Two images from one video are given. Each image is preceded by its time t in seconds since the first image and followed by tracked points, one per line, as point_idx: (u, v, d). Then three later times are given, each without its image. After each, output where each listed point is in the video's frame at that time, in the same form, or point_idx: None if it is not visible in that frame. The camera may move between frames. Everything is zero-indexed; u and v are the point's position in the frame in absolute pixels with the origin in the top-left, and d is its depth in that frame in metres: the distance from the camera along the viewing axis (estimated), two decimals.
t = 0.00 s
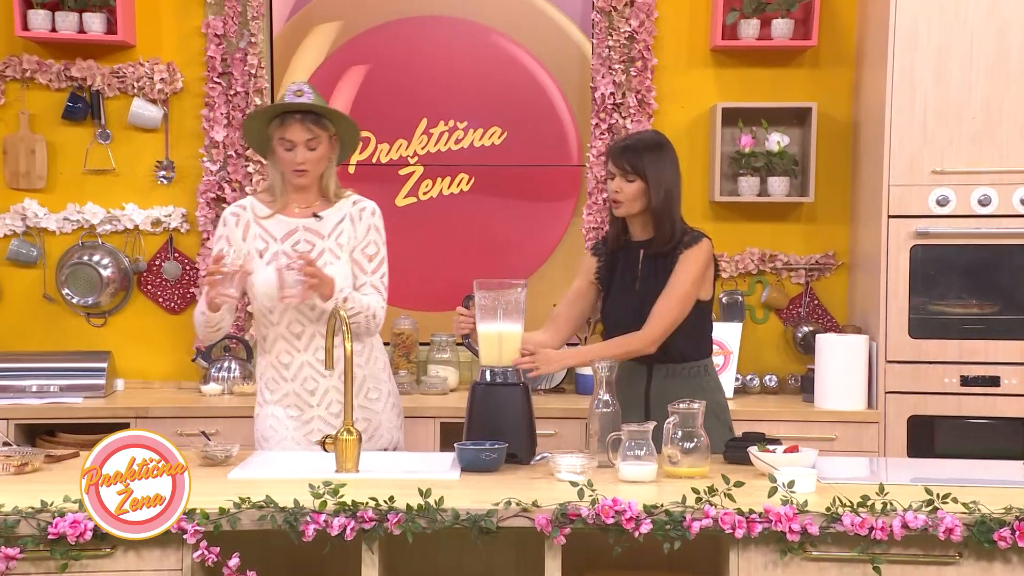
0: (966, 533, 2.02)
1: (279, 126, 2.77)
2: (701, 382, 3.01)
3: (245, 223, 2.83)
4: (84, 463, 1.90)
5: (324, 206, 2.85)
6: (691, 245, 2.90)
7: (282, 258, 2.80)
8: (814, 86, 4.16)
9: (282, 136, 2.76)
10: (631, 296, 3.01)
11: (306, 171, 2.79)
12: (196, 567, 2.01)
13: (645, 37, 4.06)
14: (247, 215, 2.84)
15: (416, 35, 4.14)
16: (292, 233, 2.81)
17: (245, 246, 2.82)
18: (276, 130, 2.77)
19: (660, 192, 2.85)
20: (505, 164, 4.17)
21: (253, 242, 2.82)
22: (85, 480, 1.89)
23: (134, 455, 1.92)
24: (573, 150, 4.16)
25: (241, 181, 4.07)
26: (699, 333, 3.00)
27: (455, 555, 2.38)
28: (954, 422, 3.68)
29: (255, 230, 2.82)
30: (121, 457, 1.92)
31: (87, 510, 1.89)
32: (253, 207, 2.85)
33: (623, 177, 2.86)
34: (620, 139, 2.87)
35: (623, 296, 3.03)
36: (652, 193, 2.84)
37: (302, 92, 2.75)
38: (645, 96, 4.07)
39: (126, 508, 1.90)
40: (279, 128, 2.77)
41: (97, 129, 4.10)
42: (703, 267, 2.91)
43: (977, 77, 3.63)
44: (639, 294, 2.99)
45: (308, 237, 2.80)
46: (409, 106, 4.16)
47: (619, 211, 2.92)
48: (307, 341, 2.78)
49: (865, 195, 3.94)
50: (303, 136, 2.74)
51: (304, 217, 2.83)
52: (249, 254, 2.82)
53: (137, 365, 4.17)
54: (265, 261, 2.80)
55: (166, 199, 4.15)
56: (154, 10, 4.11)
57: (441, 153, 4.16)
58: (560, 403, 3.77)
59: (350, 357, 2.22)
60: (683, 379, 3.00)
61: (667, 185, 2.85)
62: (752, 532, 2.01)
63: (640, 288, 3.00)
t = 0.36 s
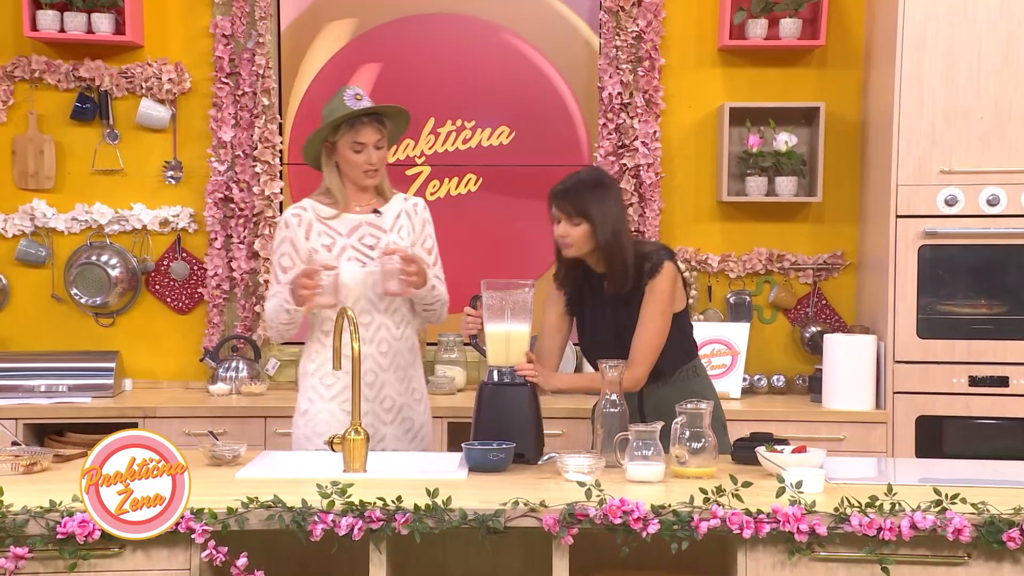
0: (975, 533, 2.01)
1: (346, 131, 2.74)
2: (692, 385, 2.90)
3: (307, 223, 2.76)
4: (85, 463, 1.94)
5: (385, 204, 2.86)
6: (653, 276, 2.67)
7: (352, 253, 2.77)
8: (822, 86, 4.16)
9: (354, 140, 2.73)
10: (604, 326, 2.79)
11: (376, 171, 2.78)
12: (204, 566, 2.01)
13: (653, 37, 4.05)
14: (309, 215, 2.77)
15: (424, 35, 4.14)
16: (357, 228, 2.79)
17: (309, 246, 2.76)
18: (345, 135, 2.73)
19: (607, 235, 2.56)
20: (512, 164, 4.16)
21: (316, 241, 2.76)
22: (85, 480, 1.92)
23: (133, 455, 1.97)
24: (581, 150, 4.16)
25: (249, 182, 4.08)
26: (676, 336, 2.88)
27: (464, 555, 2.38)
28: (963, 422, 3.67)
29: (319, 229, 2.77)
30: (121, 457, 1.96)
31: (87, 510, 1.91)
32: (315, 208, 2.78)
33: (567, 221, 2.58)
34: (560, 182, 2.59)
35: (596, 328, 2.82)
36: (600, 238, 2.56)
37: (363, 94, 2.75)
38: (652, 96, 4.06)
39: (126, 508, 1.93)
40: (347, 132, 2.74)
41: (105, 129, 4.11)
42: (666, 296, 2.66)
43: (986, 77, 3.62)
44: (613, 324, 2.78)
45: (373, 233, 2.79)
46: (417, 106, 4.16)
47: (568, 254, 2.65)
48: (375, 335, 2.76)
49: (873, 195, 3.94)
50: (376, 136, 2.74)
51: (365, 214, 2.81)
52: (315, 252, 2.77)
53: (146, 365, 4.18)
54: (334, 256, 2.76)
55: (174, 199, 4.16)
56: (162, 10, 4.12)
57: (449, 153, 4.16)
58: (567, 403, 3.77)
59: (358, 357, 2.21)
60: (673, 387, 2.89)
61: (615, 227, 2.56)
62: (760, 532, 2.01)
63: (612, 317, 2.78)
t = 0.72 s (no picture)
0: (978, 533, 2.01)
1: (382, 133, 2.74)
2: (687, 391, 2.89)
3: (353, 223, 2.79)
4: (85, 462, 1.93)
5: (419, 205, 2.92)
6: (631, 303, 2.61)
7: (397, 251, 2.83)
8: (824, 85, 4.16)
9: (390, 143, 2.73)
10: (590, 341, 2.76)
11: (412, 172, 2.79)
12: (206, 566, 2.01)
13: (655, 37, 4.05)
14: (353, 216, 2.80)
15: (425, 35, 4.14)
16: (399, 227, 2.84)
17: (355, 246, 2.79)
18: (381, 138, 2.74)
19: (578, 267, 2.50)
20: (514, 163, 4.16)
21: (363, 240, 2.80)
22: (85, 480, 1.91)
23: (135, 455, 1.95)
24: (583, 150, 4.16)
25: (251, 182, 4.08)
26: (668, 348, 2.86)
27: (466, 555, 2.38)
28: (965, 422, 3.67)
29: (364, 229, 2.81)
30: (121, 457, 1.94)
31: (87, 510, 1.91)
32: (358, 209, 2.81)
33: (541, 255, 2.54)
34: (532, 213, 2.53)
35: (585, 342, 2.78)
36: (568, 272, 2.50)
37: (400, 98, 2.73)
38: (654, 96, 4.06)
39: (126, 508, 1.92)
40: (383, 135, 2.74)
41: (107, 129, 4.11)
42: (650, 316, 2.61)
43: (988, 77, 3.62)
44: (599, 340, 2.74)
45: (414, 231, 2.86)
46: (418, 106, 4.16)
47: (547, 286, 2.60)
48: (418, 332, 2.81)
49: (875, 194, 3.94)
50: (412, 139, 2.74)
51: (404, 214, 2.87)
52: (360, 251, 2.80)
53: (148, 365, 4.18)
54: (380, 254, 2.80)
55: (177, 199, 4.16)
56: (165, 10, 4.12)
57: (450, 153, 4.16)
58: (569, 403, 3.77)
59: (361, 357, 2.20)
60: (668, 392, 2.88)
61: (583, 260, 2.50)
62: (762, 532, 2.01)
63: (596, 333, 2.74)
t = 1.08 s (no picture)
0: (978, 533, 2.01)
1: (397, 131, 2.75)
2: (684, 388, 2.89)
3: (362, 221, 2.80)
4: (85, 463, 1.92)
5: (430, 208, 2.91)
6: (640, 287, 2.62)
7: (403, 252, 2.82)
8: (824, 85, 4.16)
9: (404, 141, 2.74)
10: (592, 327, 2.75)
11: (426, 173, 2.78)
12: (206, 566, 2.01)
13: (655, 36, 4.05)
14: (363, 213, 2.80)
15: (425, 35, 4.14)
16: (408, 229, 2.84)
17: (362, 244, 2.80)
18: (396, 136, 2.75)
19: (592, 247, 2.51)
20: (513, 163, 4.17)
21: (371, 239, 2.80)
22: (85, 480, 1.91)
23: (133, 455, 1.94)
24: (583, 150, 4.16)
25: (251, 181, 4.08)
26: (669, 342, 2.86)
27: (465, 555, 2.38)
28: (965, 422, 3.67)
29: (373, 228, 2.81)
30: (121, 457, 1.94)
31: (87, 510, 1.91)
32: (369, 207, 2.82)
33: (555, 235, 2.55)
34: (549, 192, 2.56)
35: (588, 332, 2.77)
36: (581, 251, 2.51)
37: (417, 98, 2.76)
38: (654, 95, 4.06)
39: (126, 508, 1.92)
40: (398, 133, 2.75)
41: (107, 129, 4.11)
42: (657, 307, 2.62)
43: (988, 77, 3.62)
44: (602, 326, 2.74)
45: (423, 234, 2.86)
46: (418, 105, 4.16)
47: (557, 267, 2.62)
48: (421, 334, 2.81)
49: (875, 194, 3.94)
50: (426, 138, 2.75)
51: (414, 215, 2.87)
52: (367, 250, 2.81)
53: (148, 364, 4.18)
54: (386, 254, 2.80)
55: (176, 199, 4.16)
56: (164, 10, 4.12)
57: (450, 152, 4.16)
58: (568, 402, 3.77)
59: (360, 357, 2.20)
60: (666, 388, 2.88)
61: (597, 240, 2.51)
62: (761, 532, 2.01)
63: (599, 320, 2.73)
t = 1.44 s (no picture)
0: (976, 532, 2.01)
1: (420, 149, 2.65)
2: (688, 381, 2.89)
3: (373, 250, 2.72)
4: (85, 463, 1.95)
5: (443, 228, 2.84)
6: (656, 270, 2.65)
7: (410, 283, 2.77)
8: (822, 84, 4.16)
9: (428, 158, 2.64)
10: (598, 311, 2.78)
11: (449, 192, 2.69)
12: (205, 565, 2.01)
13: (653, 35, 4.05)
14: (375, 241, 2.72)
15: (424, 33, 4.14)
16: (417, 258, 2.78)
17: (370, 272, 2.73)
18: (419, 154, 2.64)
19: (626, 223, 2.54)
20: (512, 162, 4.17)
21: (379, 268, 2.73)
22: (85, 480, 1.93)
23: (132, 455, 1.98)
24: (582, 149, 4.16)
25: (249, 180, 4.08)
26: (672, 334, 2.87)
27: (463, 553, 2.38)
28: (963, 421, 3.67)
29: (383, 257, 2.74)
30: (120, 457, 1.97)
31: (87, 510, 1.92)
32: (380, 233, 2.73)
33: (584, 210, 2.55)
34: (577, 167, 2.56)
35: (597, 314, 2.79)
36: (614, 226, 2.54)
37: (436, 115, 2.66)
38: (653, 94, 4.06)
39: (126, 508, 1.93)
40: (421, 151, 2.64)
41: (106, 128, 4.11)
42: (670, 296, 2.64)
43: (986, 76, 3.62)
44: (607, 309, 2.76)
45: (431, 264, 2.81)
46: (417, 104, 4.15)
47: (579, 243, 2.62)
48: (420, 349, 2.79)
49: (873, 193, 3.94)
50: (450, 156, 2.65)
51: (424, 242, 2.80)
52: (374, 278, 2.75)
53: (147, 364, 4.18)
54: (393, 286, 2.75)
55: (174, 198, 4.16)
56: (163, 9, 4.11)
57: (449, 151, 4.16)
58: (567, 402, 3.77)
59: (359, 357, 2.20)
60: (664, 384, 2.88)
61: (629, 216, 2.55)
62: (760, 531, 2.01)
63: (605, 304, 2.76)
